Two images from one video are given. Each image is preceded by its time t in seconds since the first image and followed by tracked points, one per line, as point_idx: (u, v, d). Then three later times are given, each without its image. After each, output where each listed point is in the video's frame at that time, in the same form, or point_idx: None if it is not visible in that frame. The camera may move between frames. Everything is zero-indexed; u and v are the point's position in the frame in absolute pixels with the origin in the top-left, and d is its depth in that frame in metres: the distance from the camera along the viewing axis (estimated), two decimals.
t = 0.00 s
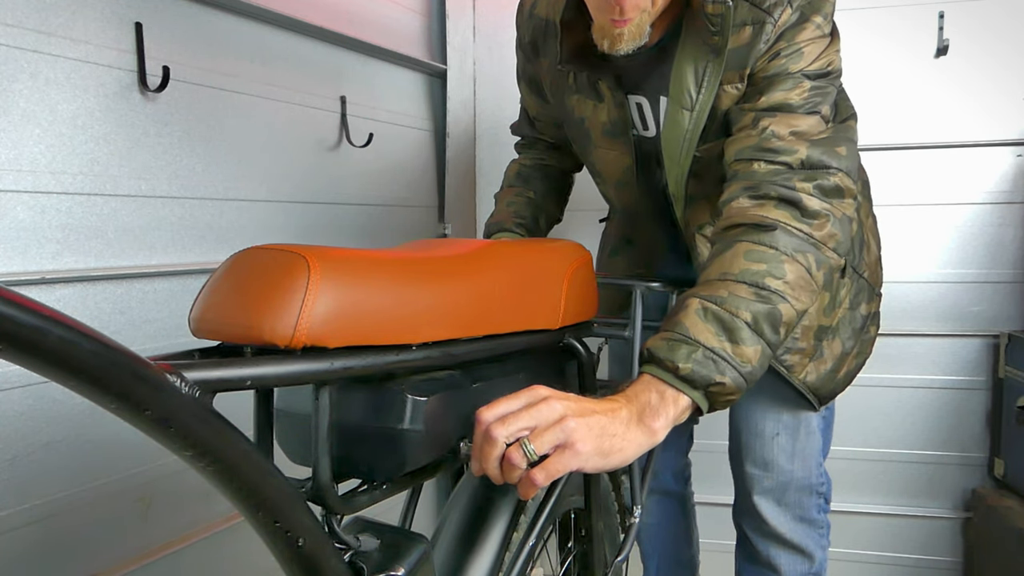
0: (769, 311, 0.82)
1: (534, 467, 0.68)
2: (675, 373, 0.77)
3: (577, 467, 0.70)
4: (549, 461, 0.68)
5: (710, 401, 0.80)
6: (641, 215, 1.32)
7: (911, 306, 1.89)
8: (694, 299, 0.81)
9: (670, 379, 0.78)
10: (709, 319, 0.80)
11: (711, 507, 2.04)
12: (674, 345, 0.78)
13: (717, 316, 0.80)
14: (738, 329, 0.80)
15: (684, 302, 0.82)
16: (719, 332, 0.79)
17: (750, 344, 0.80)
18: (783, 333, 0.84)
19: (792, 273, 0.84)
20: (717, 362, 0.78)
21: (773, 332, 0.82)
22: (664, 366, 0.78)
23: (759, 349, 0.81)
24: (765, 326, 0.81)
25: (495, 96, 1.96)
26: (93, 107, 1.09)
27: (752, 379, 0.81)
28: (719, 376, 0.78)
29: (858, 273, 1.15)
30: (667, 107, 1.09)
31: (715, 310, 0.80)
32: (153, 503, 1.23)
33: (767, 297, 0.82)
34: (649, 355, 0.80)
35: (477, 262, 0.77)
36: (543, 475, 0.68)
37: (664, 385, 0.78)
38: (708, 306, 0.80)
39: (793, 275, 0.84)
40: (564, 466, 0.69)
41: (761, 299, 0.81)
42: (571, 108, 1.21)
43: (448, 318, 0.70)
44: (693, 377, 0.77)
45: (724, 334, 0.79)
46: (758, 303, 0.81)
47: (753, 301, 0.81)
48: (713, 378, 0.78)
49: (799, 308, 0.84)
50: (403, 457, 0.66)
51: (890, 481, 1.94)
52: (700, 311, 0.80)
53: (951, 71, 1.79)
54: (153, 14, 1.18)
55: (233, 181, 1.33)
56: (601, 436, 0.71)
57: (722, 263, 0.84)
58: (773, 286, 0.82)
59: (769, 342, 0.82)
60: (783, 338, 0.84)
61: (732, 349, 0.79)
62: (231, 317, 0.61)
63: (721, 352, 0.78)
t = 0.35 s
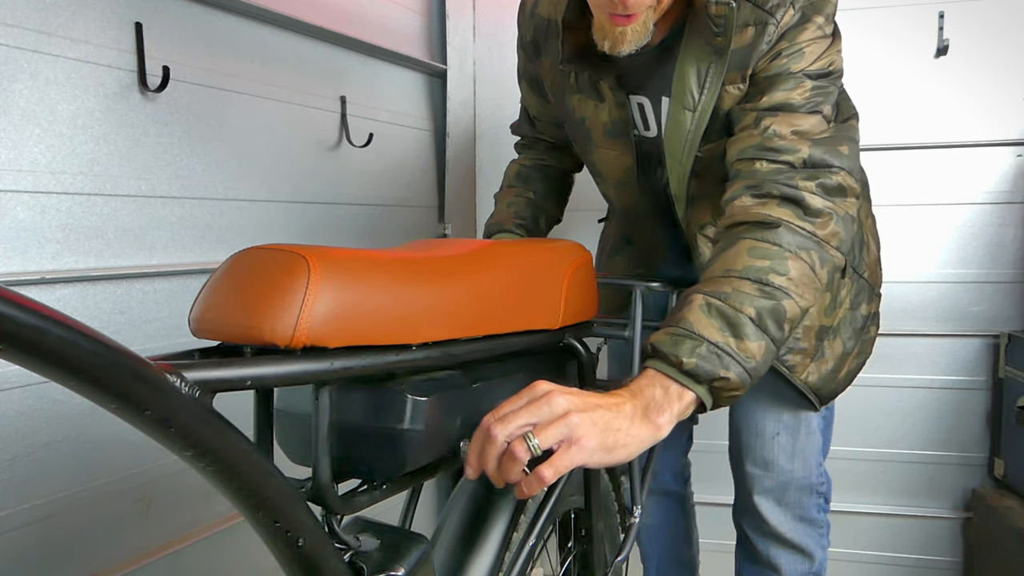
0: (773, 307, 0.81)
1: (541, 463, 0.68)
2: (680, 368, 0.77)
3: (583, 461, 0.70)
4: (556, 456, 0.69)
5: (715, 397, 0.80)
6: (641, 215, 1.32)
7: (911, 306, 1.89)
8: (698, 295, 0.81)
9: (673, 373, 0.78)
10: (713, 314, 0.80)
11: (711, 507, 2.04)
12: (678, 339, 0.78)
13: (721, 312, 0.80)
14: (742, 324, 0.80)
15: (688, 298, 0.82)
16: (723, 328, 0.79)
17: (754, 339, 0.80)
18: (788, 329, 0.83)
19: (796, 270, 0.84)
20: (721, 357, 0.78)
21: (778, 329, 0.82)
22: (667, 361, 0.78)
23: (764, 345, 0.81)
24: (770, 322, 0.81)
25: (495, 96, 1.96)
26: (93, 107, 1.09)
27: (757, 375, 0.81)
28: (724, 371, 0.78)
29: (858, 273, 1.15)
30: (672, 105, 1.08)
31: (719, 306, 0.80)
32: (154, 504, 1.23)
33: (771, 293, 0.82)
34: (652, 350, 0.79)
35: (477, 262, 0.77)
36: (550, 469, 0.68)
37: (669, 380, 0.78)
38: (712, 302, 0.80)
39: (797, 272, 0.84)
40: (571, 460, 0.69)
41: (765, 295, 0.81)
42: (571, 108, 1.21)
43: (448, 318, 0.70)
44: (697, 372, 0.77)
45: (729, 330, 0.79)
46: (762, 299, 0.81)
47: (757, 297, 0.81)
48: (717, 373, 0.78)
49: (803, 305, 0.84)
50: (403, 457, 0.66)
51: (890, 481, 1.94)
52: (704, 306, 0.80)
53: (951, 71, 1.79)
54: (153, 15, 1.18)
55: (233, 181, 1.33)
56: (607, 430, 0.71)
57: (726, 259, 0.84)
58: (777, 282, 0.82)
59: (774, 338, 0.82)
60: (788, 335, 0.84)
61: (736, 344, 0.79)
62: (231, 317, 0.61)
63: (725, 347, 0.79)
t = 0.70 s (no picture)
0: (842, 326, 0.81)
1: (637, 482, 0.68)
2: (758, 380, 0.77)
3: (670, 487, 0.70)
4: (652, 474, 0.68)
5: (786, 410, 0.80)
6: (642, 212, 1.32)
7: (911, 306, 1.89)
8: (769, 310, 0.82)
9: (752, 385, 0.77)
10: (788, 332, 0.80)
11: (710, 507, 2.04)
12: (755, 353, 0.78)
13: (794, 330, 0.80)
14: (814, 341, 0.79)
15: (759, 312, 0.82)
16: (795, 344, 0.79)
17: (825, 357, 0.80)
18: (856, 348, 0.83)
19: (860, 288, 0.83)
20: (796, 372, 0.78)
21: (847, 347, 0.82)
22: (745, 371, 0.77)
23: (834, 362, 0.80)
24: (839, 339, 0.81)
25: (495, 96, 1.96)
26: (93, 107, 1.09)
27: (827, 392, 0.81)
28: (799, 387, 0.78)
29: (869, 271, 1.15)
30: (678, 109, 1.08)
31: (792, 324, 0.80)
32: (153, 504, 1.23)
33: (840, 312, 0.81)
34: (727, 358, 0.79)
35: (477, 262, 0.77)
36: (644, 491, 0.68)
37: (747, 389, 0.77)
38: (784, 318, 0.80)
39: (861, 290, 0.83)
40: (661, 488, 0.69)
41: (833, 315, 0.81)
42: (574, 106, 1.21)
43: (448, 318, 0.71)
44: (774, 386, 0.77)
45: (802, 348, 0.79)
46: (830, 318, 0.81)
47: (826, 316, 0.81)
48: (792, 388, 0.78)
49: (865, 325, 0.84)
50: (403, 457, 0.66)
51: (890, 481, 1.94)
52: (778, 323, 0.80)
53: (951, 71, 1.79)
54: (153, 15, 1.18)
55: (233, 182, 1.33)
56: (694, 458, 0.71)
57: (791, 277, 0.84)
58: (845, 301, 0.82)
59: (843, 356, 0.81)
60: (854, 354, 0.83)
61: (809, 361, 0.79)
62: (230, 317, 0.61)
63: (800, 363, 0.78)
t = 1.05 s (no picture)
0: (736, 322, 0.96)
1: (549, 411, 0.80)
2: (660, 344, 0.90)
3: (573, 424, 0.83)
4: (561, 407, 0.81)
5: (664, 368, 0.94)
6: (641, 211, 1.33)
7: (911, 306, 1.89)
8: (692, 287, 0.94)
9: (653, 342, 0.90)
10: (698, 311, 0.93)
11: (710, 507, 2.04)
12: (665, 321, 0.91)
13: (703, 311, 0.93)
14: (710, 326, 0.94)
15: (684, 284, 0.94)
16: (697, 323, 0.93)
17: (713, 341, 0.95)
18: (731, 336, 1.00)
19: (762, 295, 0.99)
20: (690, 346, 0.92)
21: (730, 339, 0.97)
22: (654, 329, 0.90)
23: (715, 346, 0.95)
24: (728, 331, 0.96)
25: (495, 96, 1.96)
26: (93, 107, 1.09)
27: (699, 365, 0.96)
28: (686, 358, 0.92)
29: (853, 267, 1.22)
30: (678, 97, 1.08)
31: (704, 306, 0.93)
32: (154, 503, 1.23)
33: (739, 312, 0.96)
34: (645, 314, 0.91)
35: (477, 261, 0.77)
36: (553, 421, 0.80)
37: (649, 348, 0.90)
38: (699, 299, 0.93)
39: (762, 298, 0.99)
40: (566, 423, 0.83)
41: (734, 311, 0.96)
42: (582, 102, 1.20)
43: (448, 318, 0.71)
44: (668, 352, 0.91)
45: (701, 328, 0.93)
46: (730, 313, 0.95)
47: (728, 310, 0.95)
48: (681, 359, 0.92)
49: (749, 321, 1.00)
50: (402, 457, 0.65)
51: (890, 481, 1.94)
52: (694, 300, 0.93)
53: (951, 71, 1.79)
54: (153, 14, 1.18)
55: (233, 181, 1.33)
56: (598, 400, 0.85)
57: (719, 266, 0.96)
58: (746, 303, 0.97)
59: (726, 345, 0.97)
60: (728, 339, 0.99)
61: (701, 341, 0.93)
62: (230, 317, 0.61)
63: (694, 341, 0.92)
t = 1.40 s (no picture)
0: (713, 319, 0.96)
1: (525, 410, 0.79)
2: (634, 342, 0.91)
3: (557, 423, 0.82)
4: (541, 405, 0.80)
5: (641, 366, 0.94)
6: (638, 216, 1.34)
7: (911, 306, 1.89)
8: (667, 285, 0.94)
9: (628, 344, 0.90)
10: (673, 309, 0.93)
11: (710, 507, 2.04)
12: (640, 319, 0.91)
13: (679, 310, 0.93)
14: (687, 324, 0.94)
15: (659, 283, 0.94)
16: (673, 321, 0.93)
17: (691, 338, 0.95)
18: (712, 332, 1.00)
19: (741, 292, 0.98)
20: (664, 345, 0.92)
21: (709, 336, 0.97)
22: (627, 333, 0.91)
23: (694, 343, 0.95)
24: (706, 328, 0.96)
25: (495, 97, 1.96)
26: (93, 107, 1.10)
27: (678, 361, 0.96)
28: (660, 357, 0.93)
29: (844, 265, 1.22)
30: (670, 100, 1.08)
31: (679, 304, 0.93)
32: (154, 503, 1.23)
33: (717, 309, 0.96)
34: (619, 315, 0.92)
35: (476, 261, 0.77)
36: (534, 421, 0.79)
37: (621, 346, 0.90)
38: (675, 297, 0.93)
39: (741, 293, 0.98)
40: (551, 422, 0.81)
41: (711, 308, 0.95)
42: (580, 112, 1.20)
43: (447, 317, 0.71)
44: (642, 350, 0.91)
45: (678, 327, 0.93)
46: (708, 310, 0.95)
47: (706, 308, 0.95)
48: (655, 356, 0.92)
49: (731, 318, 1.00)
50: (402, 457, 0.65)
51: (890, 481, 1.94)
52: (669, 298, 0.93)
53: (951, 71, 1.79)
54: (153, 14, 1.18)
55: (233, 181, 1.33)
56: (582, 397, 0.84)
57: (696, 264, 0.96)
58: (724, 300, 0.97)
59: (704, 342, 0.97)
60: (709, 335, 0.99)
61: (677, 338, 0.93)
62: (230, 317, 0.61)
63: (670, 338, 0.93)
